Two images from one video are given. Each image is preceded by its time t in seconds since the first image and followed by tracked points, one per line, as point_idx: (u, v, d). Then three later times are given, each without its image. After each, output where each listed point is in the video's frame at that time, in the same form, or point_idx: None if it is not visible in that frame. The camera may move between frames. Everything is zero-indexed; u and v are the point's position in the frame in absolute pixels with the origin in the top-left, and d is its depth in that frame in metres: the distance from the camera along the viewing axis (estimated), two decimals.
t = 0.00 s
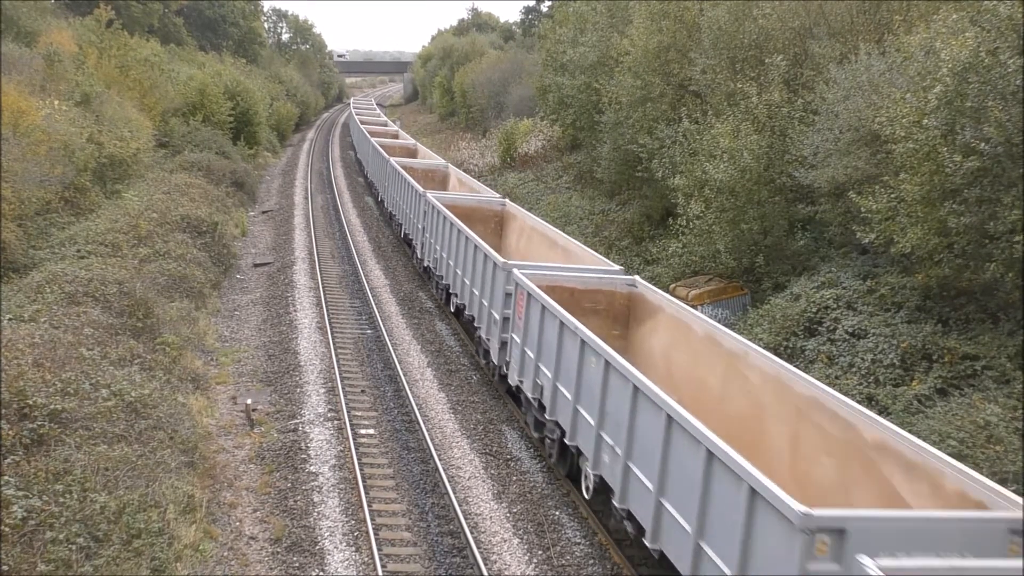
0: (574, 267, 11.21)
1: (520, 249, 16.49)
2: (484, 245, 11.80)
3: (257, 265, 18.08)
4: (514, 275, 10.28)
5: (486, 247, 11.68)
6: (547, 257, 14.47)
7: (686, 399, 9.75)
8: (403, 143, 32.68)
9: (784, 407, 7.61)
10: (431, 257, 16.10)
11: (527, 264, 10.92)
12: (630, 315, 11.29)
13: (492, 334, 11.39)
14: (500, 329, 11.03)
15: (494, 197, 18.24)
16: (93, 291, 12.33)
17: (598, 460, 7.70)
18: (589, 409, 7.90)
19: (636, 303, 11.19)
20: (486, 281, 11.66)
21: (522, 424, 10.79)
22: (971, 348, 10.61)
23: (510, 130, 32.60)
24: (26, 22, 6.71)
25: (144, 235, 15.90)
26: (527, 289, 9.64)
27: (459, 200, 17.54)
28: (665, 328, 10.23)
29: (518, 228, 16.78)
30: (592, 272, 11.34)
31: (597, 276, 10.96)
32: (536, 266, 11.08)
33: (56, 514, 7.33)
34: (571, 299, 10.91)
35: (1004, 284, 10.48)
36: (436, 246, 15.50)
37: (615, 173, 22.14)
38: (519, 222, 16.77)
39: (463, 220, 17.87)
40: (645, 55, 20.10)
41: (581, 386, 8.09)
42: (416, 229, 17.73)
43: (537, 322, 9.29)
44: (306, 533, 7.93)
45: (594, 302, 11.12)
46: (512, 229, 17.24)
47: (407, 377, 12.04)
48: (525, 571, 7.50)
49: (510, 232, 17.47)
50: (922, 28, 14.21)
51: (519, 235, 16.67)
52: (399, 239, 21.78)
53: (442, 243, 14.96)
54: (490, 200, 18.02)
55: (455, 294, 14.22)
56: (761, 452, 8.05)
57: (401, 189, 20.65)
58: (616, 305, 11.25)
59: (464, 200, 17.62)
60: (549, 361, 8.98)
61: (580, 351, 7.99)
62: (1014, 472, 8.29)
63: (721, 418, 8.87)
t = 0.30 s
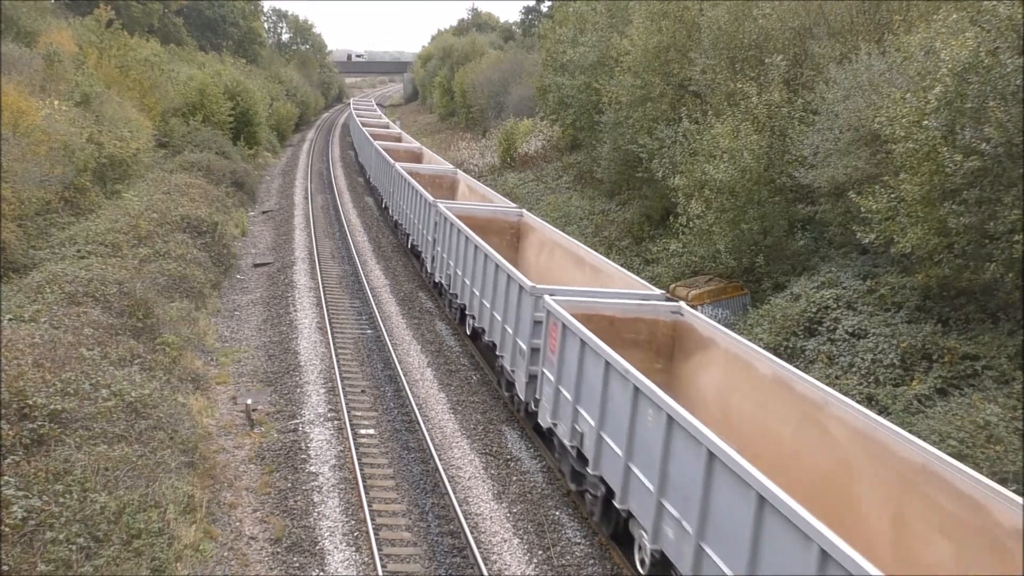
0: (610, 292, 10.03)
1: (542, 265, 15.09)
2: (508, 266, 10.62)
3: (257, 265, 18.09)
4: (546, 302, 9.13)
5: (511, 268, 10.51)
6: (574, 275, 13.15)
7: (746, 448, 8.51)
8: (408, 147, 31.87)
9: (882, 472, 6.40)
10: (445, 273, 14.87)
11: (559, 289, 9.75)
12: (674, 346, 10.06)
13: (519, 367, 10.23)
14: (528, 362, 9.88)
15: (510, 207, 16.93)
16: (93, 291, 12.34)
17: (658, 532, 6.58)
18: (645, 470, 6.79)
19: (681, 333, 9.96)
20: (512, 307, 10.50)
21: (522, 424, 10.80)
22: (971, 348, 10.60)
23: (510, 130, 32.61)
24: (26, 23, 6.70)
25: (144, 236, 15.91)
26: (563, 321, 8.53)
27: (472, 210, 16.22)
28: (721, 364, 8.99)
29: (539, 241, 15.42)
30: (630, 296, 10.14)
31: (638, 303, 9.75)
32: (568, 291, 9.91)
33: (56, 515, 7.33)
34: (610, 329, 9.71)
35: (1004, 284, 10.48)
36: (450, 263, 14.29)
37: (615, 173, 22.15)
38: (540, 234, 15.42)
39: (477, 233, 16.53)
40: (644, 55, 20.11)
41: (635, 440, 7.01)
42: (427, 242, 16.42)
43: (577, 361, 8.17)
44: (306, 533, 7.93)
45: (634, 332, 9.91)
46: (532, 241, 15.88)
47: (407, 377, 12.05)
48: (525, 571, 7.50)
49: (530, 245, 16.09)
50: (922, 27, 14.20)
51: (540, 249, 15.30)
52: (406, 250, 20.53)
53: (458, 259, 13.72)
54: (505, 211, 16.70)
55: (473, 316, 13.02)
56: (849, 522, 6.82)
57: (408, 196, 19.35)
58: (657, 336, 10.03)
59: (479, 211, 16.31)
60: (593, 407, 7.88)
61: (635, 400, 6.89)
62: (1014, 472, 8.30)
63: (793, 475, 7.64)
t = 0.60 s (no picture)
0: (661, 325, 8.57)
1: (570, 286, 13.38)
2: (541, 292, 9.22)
3: (257, 265, 18.09)
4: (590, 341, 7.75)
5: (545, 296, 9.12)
6: (610, 301, 11.55)
7: (827, 510, 7.15)
8: (412, 151, 30.44)
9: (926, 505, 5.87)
10: (463, 294, 13.38)
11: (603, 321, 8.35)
12: (736, 388, 8.53)
13: (556, 411, 8.83)
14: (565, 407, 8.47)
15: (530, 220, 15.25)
16: (93, 291, 12.34)
17: (663, 540, 6.37)
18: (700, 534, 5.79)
19: (743, 372, 8.42)
20: (547, 342, 9.12)
21: (522, 424, 10.79)
22: (971, 348, 10.61)
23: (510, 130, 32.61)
24: (26, 23, 6.70)
25: (144, 236, 15.91)
26: (613, 364, 7.16)
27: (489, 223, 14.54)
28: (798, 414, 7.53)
29: (565, 258, 13.73)
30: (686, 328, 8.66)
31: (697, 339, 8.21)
32: (614, 325, 8.53)
33: (56, 515, 7.33)
34: (661, 371, 8.27)
35: (1004, 284, 10.48)
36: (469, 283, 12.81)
37: (615, 173, 22.15)
38: (566, 250, 13.74)
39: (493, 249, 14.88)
40: (644, 55, 20.11)
41: (714, 522, 5.66)
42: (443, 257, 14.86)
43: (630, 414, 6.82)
44: (307, 533, 7.93)
45: (690, 373, 8.40)
46: (557, 258, 14.19)
47: (407, 377, 12.04)
48: (525, 571, 7.50)
49: (553, 262, 14.42)
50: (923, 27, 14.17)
51: (567, 268, 13.61)
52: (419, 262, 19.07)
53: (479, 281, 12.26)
54: (525, 223, 15.03)
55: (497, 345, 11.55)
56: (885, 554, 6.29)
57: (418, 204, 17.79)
58: (716, 377, 8.49)
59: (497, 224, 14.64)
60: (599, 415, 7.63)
61: (714, 474, 5.60)
62: (1014, 472, 8.30)
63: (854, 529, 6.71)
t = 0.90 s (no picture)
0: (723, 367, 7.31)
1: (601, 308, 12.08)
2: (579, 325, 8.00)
3: (257, 265, 18.10)
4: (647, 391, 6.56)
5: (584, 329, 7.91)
6: (649, 327, 10.29)
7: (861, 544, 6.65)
8: (417, 155, 29.09)
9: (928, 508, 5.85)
10: (482, 317, 12.12)
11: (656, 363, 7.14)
12: (817, 444, 7.16)
13: (600, 465, 7.62)
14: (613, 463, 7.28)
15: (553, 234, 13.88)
16: (93, 291, 12.35)
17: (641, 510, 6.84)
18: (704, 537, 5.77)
19: (825, 426, 7.06)
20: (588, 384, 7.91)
21: (523, 424, 10.79)
22: (971, 348, 10.60)
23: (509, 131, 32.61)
24: (25, 23, 6.68)
25: (143, 236, 15.92)
26: (678, 419, 6.04)
27: (508, 238, 13.26)
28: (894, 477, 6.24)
29: (593, 277, 12.44)
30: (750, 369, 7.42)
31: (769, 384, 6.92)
32: (672, 369, 7.27)
33: (56, 515, 7.33)
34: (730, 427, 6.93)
35: (1004, 284, 10.48)
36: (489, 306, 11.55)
37: (615, 173, 22.15)
38: (594, 269, 12.44)
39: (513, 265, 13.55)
40: (644, 55, 20.11)
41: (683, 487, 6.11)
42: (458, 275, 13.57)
43: (708, 483, 5.69)
44: (306, 533, 7.93)
45: (763, 427, 7.04)
46: (584, 276, 12.87)
47: (407, 378, 12.04)
48: (525, 571, 7.50)
49: (579, 280, 13.11)
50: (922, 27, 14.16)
51: (597, 287, 12.30)
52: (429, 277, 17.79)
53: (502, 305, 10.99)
54: (547, 238, 13.68)
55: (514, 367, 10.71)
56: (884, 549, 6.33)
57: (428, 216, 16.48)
58: (791, 429, 7.13)
59: (516, 239, 13.35)
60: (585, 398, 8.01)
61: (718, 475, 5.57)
62: (1014, 472, 8.29)
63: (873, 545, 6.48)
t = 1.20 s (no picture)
0: (804, 429, 6.21)
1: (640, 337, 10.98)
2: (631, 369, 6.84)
3: (257, 265, 18.10)
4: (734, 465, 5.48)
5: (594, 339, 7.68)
6: (700, 363, 9.18)
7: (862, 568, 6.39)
8: (424, 160, 27.63)
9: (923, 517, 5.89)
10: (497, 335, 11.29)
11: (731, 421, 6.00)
12: (928, 523, 6.04)
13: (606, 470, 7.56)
14: (679, 539, 6.06)
15: (581, 251, 12.89)
16: (93, 291, 12.35)
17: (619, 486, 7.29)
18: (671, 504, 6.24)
19: (939, 500, 5.95)
20: (619, 414, 7.23)
21: (523, 424, 10.79)
22: (971, 348, 10.61)
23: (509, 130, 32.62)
24: (27, 23, 6.68)
25: (144, 236, 15.92)
26: (774, 504, 5.03)
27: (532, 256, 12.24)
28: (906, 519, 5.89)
29: (628, 300, 11.34)
30: (842, 428, 6.28)
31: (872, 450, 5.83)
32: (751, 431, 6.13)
33: (57, 515, 7.33)
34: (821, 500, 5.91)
35: (1004, 284, 10.51)
36: (515, 334, 10.37)
37: (615, 173, 22.13)
38: (629, 291, 11.33)
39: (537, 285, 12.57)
40: (644, 55, 20.13)
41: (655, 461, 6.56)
42: (477, 296, 12.36)
43: None
44: (307, 533, 7.93)
45: (863, 500, 5.99)
46: (618, 300, 11.76)
47: (407, 378, 12.04)
48: (526, 572, 7.50)
49: (612, 304, 11.99)
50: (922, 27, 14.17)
51: (633, 313, 11.19)
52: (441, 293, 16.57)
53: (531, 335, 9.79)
54: (575, 256, 12.72)
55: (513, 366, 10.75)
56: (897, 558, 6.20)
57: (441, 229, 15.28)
58: (897, 503, 6.03)
59: (539, 256, 12.36)
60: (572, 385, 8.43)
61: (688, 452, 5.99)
62: (1014, 472, 8.29)
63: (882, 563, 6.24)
